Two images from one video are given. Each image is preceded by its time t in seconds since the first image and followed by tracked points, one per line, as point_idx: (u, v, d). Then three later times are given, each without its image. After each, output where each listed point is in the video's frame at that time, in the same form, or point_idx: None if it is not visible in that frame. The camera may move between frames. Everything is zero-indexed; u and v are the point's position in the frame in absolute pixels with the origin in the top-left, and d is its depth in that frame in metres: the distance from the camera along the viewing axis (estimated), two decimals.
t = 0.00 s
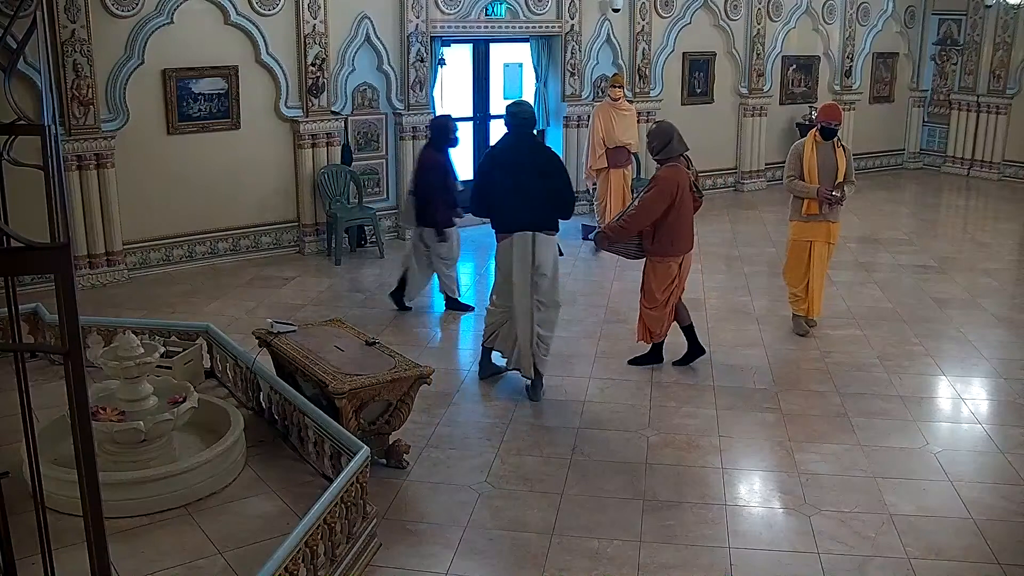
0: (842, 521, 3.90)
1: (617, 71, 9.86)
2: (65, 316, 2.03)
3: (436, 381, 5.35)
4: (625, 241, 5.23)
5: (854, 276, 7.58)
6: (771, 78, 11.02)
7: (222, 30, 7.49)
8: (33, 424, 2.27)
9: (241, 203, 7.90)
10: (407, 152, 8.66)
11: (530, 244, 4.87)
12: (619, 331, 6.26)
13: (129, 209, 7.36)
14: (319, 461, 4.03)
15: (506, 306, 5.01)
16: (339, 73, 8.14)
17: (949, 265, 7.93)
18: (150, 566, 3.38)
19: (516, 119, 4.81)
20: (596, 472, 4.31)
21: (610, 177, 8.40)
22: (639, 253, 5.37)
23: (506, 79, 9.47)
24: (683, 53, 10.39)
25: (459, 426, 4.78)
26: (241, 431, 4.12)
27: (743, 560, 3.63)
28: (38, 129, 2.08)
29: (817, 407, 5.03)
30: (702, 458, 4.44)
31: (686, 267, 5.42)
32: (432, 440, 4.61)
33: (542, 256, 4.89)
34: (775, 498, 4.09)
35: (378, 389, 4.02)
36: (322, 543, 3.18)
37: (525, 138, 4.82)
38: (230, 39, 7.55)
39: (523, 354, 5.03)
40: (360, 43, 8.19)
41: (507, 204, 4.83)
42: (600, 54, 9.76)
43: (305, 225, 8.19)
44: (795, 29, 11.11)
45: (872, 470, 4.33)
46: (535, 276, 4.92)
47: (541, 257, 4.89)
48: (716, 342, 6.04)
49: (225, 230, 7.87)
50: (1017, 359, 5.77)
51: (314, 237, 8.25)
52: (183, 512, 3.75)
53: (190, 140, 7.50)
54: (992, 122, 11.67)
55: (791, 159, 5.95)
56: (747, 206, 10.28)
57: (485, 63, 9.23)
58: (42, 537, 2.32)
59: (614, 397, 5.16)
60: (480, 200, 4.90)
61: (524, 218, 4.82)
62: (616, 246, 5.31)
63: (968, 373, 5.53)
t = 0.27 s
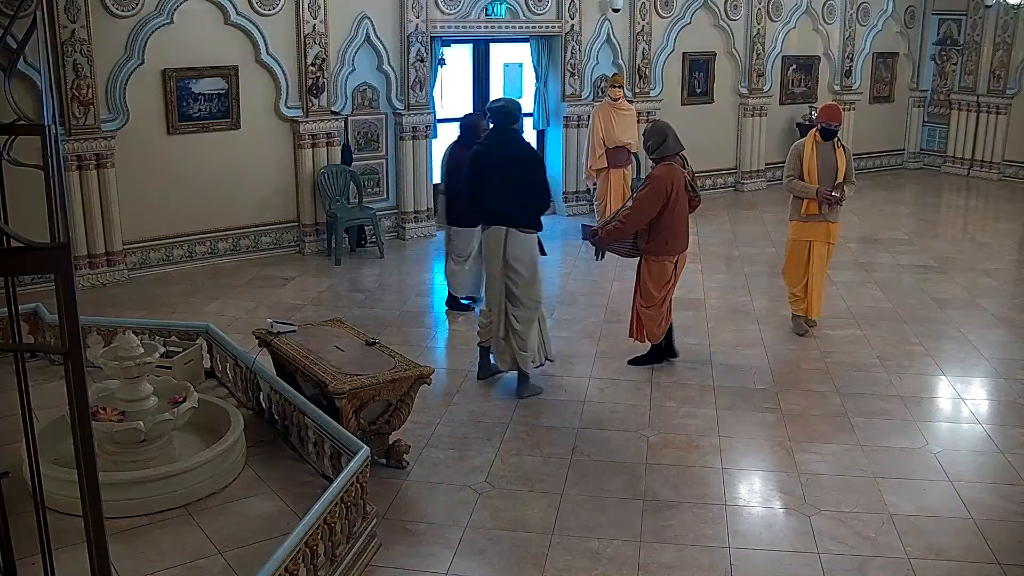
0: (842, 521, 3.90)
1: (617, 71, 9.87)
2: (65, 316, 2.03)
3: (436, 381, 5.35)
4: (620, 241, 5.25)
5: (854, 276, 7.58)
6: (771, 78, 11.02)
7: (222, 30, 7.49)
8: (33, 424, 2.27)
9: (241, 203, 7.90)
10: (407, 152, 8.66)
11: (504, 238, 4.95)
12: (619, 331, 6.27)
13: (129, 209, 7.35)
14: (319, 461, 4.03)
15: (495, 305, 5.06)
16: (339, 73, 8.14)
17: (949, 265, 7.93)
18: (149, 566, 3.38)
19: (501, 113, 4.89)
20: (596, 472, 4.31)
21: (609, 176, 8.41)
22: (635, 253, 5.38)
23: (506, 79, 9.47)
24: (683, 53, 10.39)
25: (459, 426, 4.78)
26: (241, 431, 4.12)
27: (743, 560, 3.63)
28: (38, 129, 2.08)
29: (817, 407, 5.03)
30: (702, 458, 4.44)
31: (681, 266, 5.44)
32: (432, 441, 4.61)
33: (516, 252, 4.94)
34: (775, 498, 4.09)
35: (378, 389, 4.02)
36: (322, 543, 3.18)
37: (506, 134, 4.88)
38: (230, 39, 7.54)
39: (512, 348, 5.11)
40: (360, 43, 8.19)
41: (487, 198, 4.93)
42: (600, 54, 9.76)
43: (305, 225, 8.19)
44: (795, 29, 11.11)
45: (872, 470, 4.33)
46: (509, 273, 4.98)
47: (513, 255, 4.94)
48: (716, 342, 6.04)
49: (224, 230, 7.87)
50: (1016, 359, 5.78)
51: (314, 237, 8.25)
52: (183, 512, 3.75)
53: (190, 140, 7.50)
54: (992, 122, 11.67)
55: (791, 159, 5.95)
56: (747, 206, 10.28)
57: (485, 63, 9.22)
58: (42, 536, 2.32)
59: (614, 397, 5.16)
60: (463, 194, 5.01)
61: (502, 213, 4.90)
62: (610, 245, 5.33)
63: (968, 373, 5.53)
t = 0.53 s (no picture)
0: (842, 521, 3.90)
1: (617, 71, 9.87)
2: (65, 315, 2.03)
3: (436, 381, 5.35)
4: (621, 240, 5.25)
5: (854, 276, 7.58)
6: (771, 78, 11.02)
7: (222, 30, 7.49)
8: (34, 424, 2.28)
9: (241, 202, 7.90)
10: (407, 152, 8.66)
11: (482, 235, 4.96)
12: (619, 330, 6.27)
13: (129, 209, 7.35)
14: (319, 461, 4.03)
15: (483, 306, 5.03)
16: (339, 74, 8.14)
17: (948, 265, 7.92)
18: (149, 566, 3.38)
19: (491, 112, 4.82)
20: (596, 472, 4.31)
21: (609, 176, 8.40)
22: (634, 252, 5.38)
23: (506, 79, 9.47)
24: (683, 53, 10.39)
25: (459, 426, 4.78)
26: (241, 431, 4.12)
27: (743, 560, 3.63)
28: (38, 129, 2.08)
29: (817, 407, 5.03)
30: (702, 458, 4.44)
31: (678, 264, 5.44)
32: (432, 441, 4.61)
33: (495, 251, 4.93)
34: (775, 498, 4.09)
35: (378, 389, 4.02)
36: (322, 543, 3.18)
37: (496, 133, 4.81)
38: (230, 38, 7.54)
39: (501, 347, 5.09)
40: (360, 43, 8.18)
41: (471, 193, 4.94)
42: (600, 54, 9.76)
43: (305, 225, 8.19)
44: (795, 29, 11.11)
45: (872, 470, 4.33)
46: (488, 271, 4.97)
47: (489, 253, 4.93)
48: (716, 342, 6.04)
49: (224, 230, 7.87)
50: (1016, 359, 5.78)
51: (314, 237, 8.24)
52: (183, 512, 3.75)
53: (190, 140, 7.50)
54: (992, 122, 11.67)
55: (791, 159, 5.94)
56: (747, 206, 10.28)
57: (485, 63, 9.22)
58: (42, 536, 2.32)
59: (614, 397, 5.16)
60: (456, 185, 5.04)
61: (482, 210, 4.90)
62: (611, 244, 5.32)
63: (968, 373, 5.53)
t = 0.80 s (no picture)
0: (842, 521, 3.90)
1: (617, 71, 9.87)
2: (65, 316, 2.03)
3: (436, 381, 5.35)
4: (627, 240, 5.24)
5: (854, 276, 7.58)
6: (771, 78, 11.02)
7: (222, 30, 7.50)
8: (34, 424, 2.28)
9: (241, 203, 7.90)
10: (407, 152, 8.66)
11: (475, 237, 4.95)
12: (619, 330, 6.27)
13: (129, 209, 7.35)
14: (319, 461, 4.03)
15: (474, 304, 5.03)
16: (339, 74, 8.14)
17: (948, 265, 7.93)
18: (150, 566, 3.38)
19: (492, 111, 4.88)
20: (596, 472, 4.31)
21: (610, 176, 8.40)
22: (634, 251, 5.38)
23: (506, 79, 9.47)
24: (683, 53, 10.39)
25: (458, 426, 4.78)
26: (241, 431, 4.12)
27: (743, 560, 3.63)
28: (38, 129, 2.08)
29: (817, 407, 5.03)
30: (702, 458, 4.44)
31: (676, 262, 5.44)
32: (431, 441, 4.61)
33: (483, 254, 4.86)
34: (775, 498, 4.08)
35: (378, 389, 4.02)
36: (322, 543, 3.18)
37: (490, 131, 4.83)
38: (230, 38, 7.55)
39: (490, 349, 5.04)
40: (360, 43, 8.19)
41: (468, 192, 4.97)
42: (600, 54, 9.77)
43: (305, 225, 8.19)
44: (795, 29, 11.11)
45: (872, 470, 4.33)
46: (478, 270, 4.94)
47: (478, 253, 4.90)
48: (715, 342, 6.04)
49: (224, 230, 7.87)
50: (1017, 359, 5.78)
51: (314, 237, 8.24)
52: (183, 512, 3.75)
53: (190, 140, 7.50)
54: (992, 122, 11.67)
55: (790, 158, 5.94)
56: (747, 206, 10.28)
57: (485, 63, 9.22)
58: (42, 536, 2.32)
59: (614, 397, 5.16)
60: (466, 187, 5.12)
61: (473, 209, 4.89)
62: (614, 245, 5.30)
63: (968, 373, 5.53)
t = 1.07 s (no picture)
0: (842, 521, 3.90)
1: (617, 71, 9.87)
2: (65, 316, 2.03)
3: (436, 381, 5.35)
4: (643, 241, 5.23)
5: (854, 276, 7.57)
6: (771, 78, 11.02)
7: (222, 30, 7.50)
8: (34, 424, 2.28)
9: (241, 203, 7.90)
10: (407, 152, 8.66)
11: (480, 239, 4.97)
12: (619, 330, 6.27)
13: (129, 210, 7.35)
14: (320, 461, 4.02)
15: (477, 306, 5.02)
16: (339, 73, 8.14)
17: (948, 265, 7.92)
18: (150, 566, 3.38)
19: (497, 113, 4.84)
20: (596, 472, 4.31)
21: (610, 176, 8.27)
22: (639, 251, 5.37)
23: (506, 79, 9.47)
24: (683, 53, 10.39)
25: (458, 426, 4.78)
26: (241, 431, 4.12)
27: (743, 560, 3.63)
28: (38, 129, 2.08)
29: (817, 407, 5.03)
30: (702, 458, 4.44)
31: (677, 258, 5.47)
32: (431, 441, 4.61)
33: (483, 257, 4.87)
34: (775, 498, 4.08)
35: (378, 389, 4.02)
36: (322, 543, 3.18)
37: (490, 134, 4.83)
38: (230, 38, 7.55)
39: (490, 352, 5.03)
40: (360, 43, 8.19)
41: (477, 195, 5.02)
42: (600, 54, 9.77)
43: (305, 225, 8.19)
44: (795, 29, 11.11)
45: (872, 470, 4.33)
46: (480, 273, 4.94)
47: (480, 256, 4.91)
48: (715, 342, 6.04)
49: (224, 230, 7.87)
50: (1017, 358, 5.77)
51: (314, 237, 8.24)
52: (183, 512, 3.75)
53: (190, 140, 7.50)
54: (992, 122, 11.67)
55: (790, 158, 5.93)
56: (747, 206, 10.28)
57: (485, 63, 9.22)
58: (42, 536, 2.32)
59: (614, 397, 5.16)
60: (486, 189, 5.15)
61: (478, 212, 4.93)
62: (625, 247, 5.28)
63: (968, 373, 5.53)
